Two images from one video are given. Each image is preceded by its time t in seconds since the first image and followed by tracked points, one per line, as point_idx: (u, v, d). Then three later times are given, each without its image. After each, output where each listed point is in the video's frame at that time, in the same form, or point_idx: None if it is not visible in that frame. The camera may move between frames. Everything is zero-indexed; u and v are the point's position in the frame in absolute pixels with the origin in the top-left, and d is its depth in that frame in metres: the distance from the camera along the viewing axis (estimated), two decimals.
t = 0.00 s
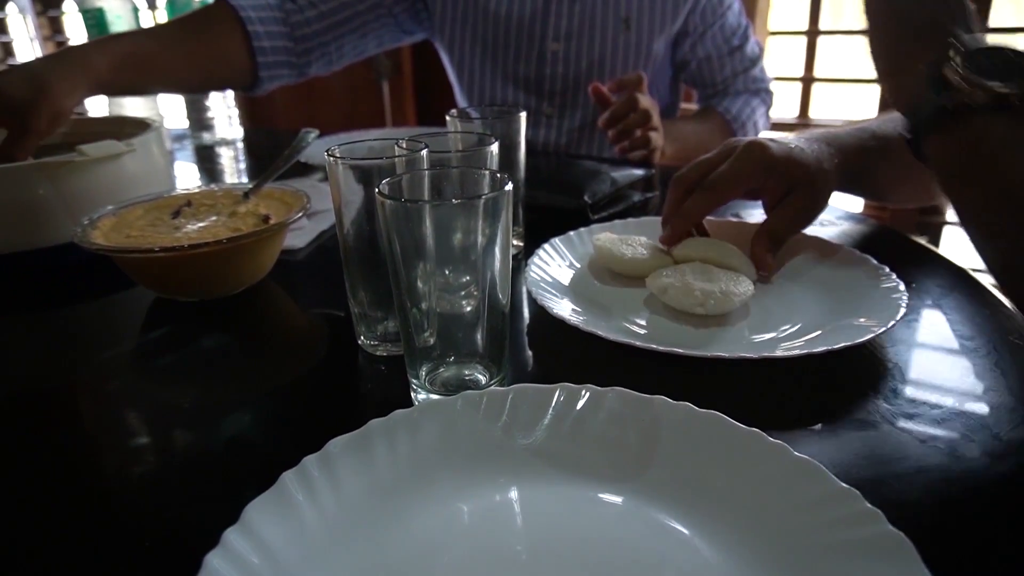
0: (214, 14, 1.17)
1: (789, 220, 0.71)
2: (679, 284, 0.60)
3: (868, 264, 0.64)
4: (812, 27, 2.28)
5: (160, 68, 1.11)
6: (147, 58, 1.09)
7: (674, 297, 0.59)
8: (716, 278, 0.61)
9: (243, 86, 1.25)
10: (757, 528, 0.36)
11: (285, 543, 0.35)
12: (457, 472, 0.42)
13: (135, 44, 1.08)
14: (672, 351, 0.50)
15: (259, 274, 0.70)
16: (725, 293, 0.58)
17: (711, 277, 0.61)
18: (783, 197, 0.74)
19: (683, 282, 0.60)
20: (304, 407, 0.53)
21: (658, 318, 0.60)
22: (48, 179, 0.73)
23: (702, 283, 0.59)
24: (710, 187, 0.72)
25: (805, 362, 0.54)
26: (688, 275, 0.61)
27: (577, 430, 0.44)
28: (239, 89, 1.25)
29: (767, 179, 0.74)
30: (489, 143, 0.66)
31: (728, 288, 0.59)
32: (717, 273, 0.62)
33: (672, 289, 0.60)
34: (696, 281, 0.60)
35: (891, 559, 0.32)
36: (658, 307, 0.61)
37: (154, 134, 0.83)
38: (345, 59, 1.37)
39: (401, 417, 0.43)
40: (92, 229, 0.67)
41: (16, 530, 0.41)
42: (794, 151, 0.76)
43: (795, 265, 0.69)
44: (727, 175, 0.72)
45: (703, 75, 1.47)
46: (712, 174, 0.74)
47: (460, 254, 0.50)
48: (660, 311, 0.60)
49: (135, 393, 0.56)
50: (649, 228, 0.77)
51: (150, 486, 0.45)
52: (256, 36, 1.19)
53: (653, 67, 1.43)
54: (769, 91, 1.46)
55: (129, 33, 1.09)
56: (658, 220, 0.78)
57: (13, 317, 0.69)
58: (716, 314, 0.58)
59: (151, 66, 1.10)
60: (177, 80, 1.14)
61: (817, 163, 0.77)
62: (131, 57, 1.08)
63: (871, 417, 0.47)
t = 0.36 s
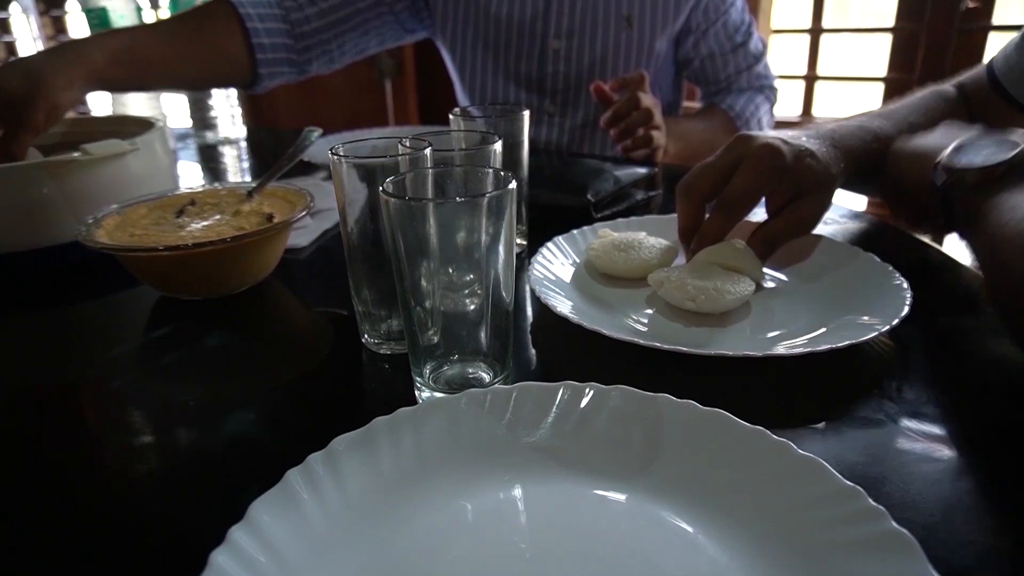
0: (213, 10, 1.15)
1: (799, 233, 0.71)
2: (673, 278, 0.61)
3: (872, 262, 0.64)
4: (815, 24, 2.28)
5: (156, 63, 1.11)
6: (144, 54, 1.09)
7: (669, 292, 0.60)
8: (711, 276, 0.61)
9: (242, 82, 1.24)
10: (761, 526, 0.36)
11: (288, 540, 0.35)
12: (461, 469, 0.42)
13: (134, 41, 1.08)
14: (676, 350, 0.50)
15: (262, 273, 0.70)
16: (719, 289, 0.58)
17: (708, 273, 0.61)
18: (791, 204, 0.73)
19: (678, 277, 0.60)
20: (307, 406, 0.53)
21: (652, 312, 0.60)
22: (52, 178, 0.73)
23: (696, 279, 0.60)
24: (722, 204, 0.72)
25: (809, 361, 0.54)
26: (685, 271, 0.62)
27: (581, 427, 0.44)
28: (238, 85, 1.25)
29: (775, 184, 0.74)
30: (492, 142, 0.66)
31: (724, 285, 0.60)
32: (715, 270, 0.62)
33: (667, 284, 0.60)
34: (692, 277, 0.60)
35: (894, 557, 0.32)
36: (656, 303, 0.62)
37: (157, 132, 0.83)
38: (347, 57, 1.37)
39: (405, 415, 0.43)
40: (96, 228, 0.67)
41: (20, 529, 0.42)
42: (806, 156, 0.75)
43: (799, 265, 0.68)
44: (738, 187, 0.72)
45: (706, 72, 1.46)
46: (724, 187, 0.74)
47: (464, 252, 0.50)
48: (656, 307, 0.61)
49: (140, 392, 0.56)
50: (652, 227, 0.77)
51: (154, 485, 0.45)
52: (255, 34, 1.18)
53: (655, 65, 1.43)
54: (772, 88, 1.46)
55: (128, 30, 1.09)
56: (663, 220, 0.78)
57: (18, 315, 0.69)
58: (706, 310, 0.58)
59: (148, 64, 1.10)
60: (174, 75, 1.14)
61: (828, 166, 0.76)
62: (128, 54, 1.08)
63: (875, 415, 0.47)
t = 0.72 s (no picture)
0: (217, 13, 1.15)
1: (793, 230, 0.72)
2: (677, 283, 0.59)
3: (875, 261, 0.64)
4: (817, 23, 2.28)
5: (164, 71, 1.11)
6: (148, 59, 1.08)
7: (672, 298, 0.59)
8: (715, 277, 0.59)
9: (246, 85, 1.24)
10: (765, 525, 0.36)
11: (292, 537, 0.35)
12: (464, 468, 0.42)
13: (137, 46, 1.07)
14: (680, 349, 0.50)
15: (266, 271, 0.70)
16: (725, 294, 0.57)
17: (710, 276, 0.60)
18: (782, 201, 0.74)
19: (682, 282, 0.59)
20: (309, 405, 0.53)
21: (655, 318, 0.59)
22: (56, 177, 0.73)
23: (699, 283, 0.58)
24: (718, 204, 0.71)
25: (812, 360, 0.54)
26: (687, 274, 0.60)
27: (585, 426, 0.44)
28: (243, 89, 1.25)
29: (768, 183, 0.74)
30: (495, 140, 0.66)
31: (728, 288, 0.58)
32: (717, 271, 0.60)
33: (670, 290, 0.59)
34: (695, 281, 0.58)
35: (898, 556, 0.32)
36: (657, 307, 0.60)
37: (160, 131, 0.83)
38: (349, 58, 1.37)
39: (409, 414, 0.43)
40: (100, 226, 0.67)
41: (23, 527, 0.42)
42: (796, 153, 0.75)
43: (798, 264, 0.68)
44: (732, 186, 0.71)
45: (708, 70, 1.46)
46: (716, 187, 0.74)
47: (467, 251, 0.50)
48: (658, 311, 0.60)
49: (143, 390, 0.56)
50: (654, 225, 0.77)
51: (157, 483, 0.45)
52: (258, 38, 1.19)
53: (656, 63, 1.42)
54: (775, 85, 1.45)
55: (128, 36, 1.08)
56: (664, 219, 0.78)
57: (22, 313, 0.70)
58: (712, 315, 0.57)
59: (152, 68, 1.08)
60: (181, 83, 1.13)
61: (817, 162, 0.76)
62: (132, 58, 1.06)
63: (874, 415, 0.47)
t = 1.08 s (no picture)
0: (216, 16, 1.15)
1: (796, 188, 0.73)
2: (681, 282, 0.58)
3: (878, 257, 0.64)
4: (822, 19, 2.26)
5: (161, 73, 1.10)
6: (141, 63, 1.07)
7: (677, 297, 0.58)
8: (721, 277, 0.59)
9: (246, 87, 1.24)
10: (768, 522, 0.36)
11: (296, 533, 0.35)
12: (467, 465, 0.42)
13: (131, 51, 1.06)
14: (683, 347, 0.50)
15: (269, 267, 0.70)
16: (730, 293, 0.57)
17: (715, 275, 0.59)
18: (779, 168, 0.75)
19: (686, 281, 0.58)
20: (312, 401, 0.53)
21: (660, 317, 0.58)
22: (60, 174, 0.73)
23: (705, 282, 0.58)
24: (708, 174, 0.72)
25: (815, 357, 0.54)
26: (691, 272, 0.60)
27: (588, 423, 0.44)
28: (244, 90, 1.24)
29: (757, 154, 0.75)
30: (499, 138, 0.67)
31: (733, 288, 0.58)
32: (722, 270, 0.60)
33: (675, 288, 0.58)
34: (700, 280, 0.58)
35: (902, 554, 0.32)
36: (662, 305, 0.60)
37: (163, 128, 0.83)
38: (351, 58, 1.37)
39: (412, 411, 0.43)
40: (104, 222, 0.67)
41: (27, 523, 0.42)
42: (783, 122, 0.76)
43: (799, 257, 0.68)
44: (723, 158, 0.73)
45: (712, 66, 1.46)
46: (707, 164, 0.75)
47: (470, 248, 0.50)
48: (663, 310, 0.59)
49: (147, 386, 0.56)
50: (657, 221, 0.76)
51: (161, 480, 0.45)
52: (258, 39, 1.18)
53: (660, 60, 1.42)
54: (779, 81, 1.45)
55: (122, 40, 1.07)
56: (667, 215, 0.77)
57: (26, 310, 0.70)
58: (717, 315, 0.57)
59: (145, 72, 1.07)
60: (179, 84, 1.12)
61: (807, 126, 0.78)
62: (126, 63, 1.05)
63: (876, 415, 0.47)
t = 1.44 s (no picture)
0: (219, 20, 1.15)
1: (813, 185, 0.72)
2: (688, 287, 0.59)
3: (885, 261, 0.64)
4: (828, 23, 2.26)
5: (165, 80, 1.10)
6: (141, 66, 1.07)
7: (685, 301, 0.58)
8: (727, 281, 0.59)
9: (252, 93, 1.24)
10: (774, 525, 0.36)
11: (308, 535, 0.35)
12: (476, 467, 0.42)
13: (130, 56, 1.07)
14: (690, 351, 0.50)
15: (278, 271, 0.71)
16: (736, 297, 0.57)
17: (722, 279, 0.59)
18: (796, 165, 0.75)
19: (694, 286, 0.59)
20: (321, 405, 0.53)
21: (668, 322, 0.59)
22: (72, 178, 0.74)
23: (712, 287, 0.58)
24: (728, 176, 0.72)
25: (822, 361, 0.54)
26: (699, 277, 0.60)
27: (596, 427, 0.44)
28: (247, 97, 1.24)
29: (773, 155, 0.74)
30: (506, 143, 0.67)
31: (740, 292, 0.58)
32: (729, 275, 0.60)
33: (682, 292, 0.59)
34: (707, 284, 0.58)
35: (908, 558, 0.32)
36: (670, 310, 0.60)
37: (174, 133, 0.84)
38: (356, 64, 1.37)
39: (421, 415, 0.44)
40: (115, 227, 0.68)
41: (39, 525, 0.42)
42: (797, 119, 0.76)
43: (807, 260, 0.69)
44: (737, 158, 0.73)
45: (719, 71, 1.47)
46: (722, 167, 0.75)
47: (478, 253, 0.51)
48: (671, 315, 0.59)
49: (158, 389, 0.57)
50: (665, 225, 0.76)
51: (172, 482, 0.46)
52: (262, 45, 1.18)
53: (666, 66, 1.42)
54: (785, 85, 1.45)
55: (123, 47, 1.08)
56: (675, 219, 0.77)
57: (38, 313, 0.70)
58: (723, 319, 0.57)
59: (147, 75, 1.08)
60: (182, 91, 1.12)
61: (822, 123, 0.77)
62: (127, 66, 1.06)
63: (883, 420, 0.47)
